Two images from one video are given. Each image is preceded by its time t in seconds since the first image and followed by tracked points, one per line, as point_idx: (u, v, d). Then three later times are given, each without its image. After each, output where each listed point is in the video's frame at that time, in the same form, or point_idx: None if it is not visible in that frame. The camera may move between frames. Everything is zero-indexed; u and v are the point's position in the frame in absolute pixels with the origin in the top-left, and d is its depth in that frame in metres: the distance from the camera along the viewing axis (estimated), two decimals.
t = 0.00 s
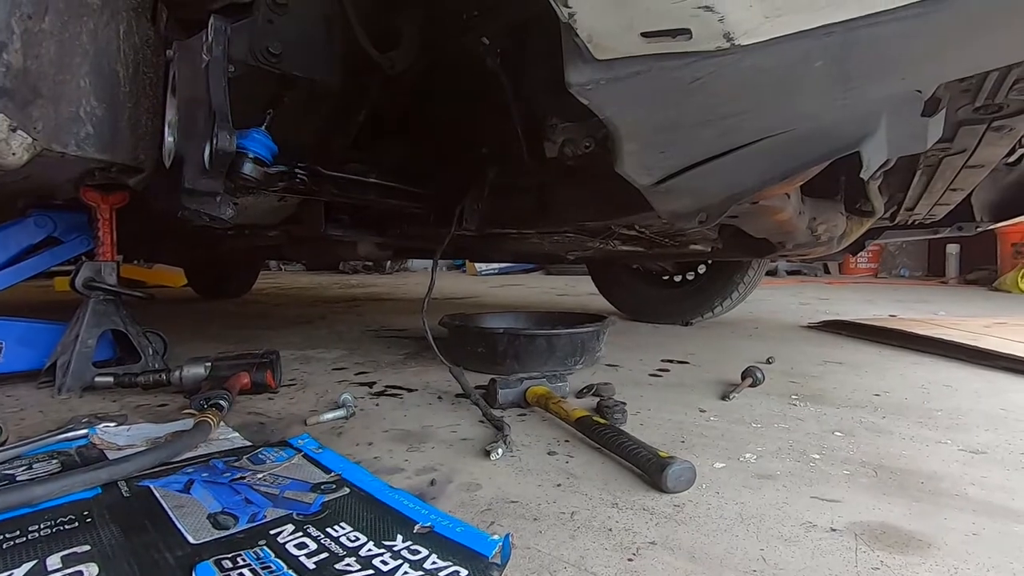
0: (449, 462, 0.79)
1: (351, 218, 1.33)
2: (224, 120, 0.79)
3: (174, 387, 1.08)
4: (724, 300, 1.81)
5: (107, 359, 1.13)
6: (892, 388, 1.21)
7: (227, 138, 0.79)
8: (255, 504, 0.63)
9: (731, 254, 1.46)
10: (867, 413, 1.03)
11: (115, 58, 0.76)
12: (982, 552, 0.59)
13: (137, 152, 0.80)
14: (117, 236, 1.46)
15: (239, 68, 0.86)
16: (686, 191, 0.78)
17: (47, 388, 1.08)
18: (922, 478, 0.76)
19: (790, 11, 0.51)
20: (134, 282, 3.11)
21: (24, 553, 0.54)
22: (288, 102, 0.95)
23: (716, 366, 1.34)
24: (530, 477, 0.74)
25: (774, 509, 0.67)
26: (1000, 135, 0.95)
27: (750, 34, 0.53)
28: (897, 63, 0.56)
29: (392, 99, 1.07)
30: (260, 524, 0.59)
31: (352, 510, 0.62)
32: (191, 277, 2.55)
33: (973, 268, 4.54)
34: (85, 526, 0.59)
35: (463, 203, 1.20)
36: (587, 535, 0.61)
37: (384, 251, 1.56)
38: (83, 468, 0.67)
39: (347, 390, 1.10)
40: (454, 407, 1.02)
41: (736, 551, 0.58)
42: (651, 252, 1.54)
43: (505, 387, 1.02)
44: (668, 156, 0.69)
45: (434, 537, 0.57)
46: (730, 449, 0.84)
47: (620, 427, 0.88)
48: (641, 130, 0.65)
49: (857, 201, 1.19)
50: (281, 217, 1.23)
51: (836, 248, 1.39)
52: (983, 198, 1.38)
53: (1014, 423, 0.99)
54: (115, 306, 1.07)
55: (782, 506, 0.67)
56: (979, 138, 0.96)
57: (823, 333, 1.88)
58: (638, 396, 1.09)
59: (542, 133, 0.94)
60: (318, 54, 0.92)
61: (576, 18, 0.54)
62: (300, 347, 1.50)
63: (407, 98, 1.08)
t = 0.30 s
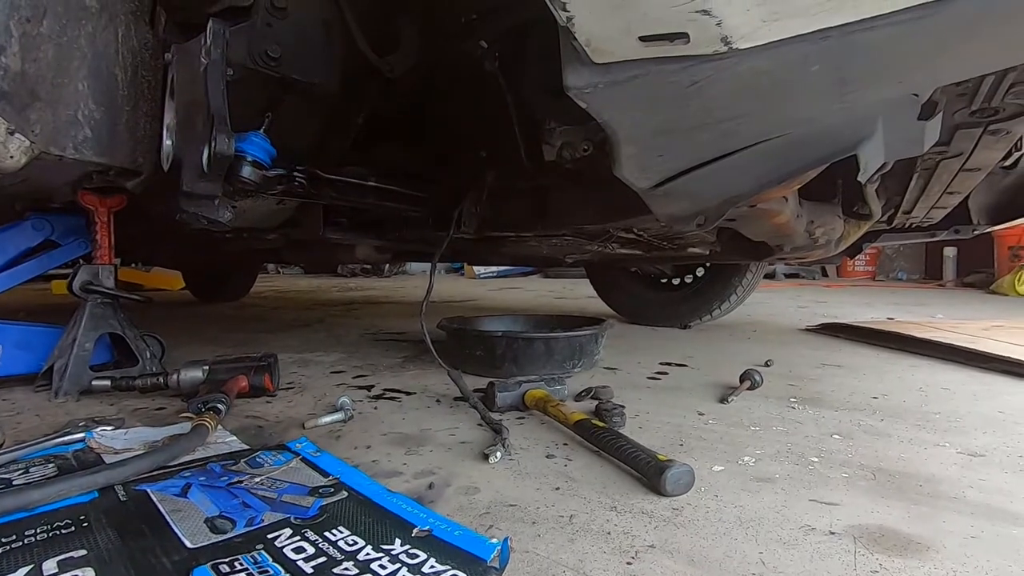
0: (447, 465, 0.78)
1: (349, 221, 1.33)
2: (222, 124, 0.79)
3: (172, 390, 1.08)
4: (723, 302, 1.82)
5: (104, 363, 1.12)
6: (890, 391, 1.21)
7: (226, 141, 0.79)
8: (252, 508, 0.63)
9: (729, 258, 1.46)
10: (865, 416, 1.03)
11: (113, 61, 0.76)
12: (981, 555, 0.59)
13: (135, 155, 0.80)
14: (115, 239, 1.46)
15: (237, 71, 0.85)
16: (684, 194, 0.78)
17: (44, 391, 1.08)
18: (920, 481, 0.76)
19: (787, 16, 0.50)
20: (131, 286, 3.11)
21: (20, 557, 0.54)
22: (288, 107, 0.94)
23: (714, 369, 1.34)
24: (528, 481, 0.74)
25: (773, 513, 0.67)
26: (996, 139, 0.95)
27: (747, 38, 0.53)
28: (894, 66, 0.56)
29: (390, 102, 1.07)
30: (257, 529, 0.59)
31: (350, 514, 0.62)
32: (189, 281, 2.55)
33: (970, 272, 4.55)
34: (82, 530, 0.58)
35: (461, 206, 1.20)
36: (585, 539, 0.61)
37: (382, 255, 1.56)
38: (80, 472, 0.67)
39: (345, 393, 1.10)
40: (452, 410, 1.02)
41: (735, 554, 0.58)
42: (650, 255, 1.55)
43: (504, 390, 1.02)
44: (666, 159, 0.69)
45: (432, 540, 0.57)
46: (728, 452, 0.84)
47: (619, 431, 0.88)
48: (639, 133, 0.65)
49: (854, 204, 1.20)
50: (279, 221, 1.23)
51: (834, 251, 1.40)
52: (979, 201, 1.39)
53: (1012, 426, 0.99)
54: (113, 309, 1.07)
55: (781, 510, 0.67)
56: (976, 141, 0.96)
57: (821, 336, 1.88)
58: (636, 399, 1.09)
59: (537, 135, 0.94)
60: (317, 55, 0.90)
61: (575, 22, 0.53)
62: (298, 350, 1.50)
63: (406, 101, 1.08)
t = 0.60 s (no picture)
0: (446, 468, 0.78)
1: (348, 224, 1.33)
2: (221, 126, 0.79)
3: (170, 393, 1.08)
4: (721, 305, 1.82)
5: (103, 365, 1.12)
6: (888, 393, 1.21)
7: (224, 144, 0.79)
8: (251, 510, 0.63)
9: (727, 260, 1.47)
10: (864, 418, 1.03)
11: (112, 63, 0.75)
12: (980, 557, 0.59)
13: (134, 158, 0.80)
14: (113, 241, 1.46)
15: (236, 74, 0.84)
16: (683, 197, 0.78)
17: (42, 394, 1.08)
18: (919, 483, 0.76)
19: (784, 18, 0.51)
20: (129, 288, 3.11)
21: (18, 560, 0.54)
22: (288, 109, 0.93)
23: (713, 371, 1.35)
24: (528, 483, 0.74)
25: (772, 515, 0.67)
26: (994, 141, 0.95)
27: (746, 41, 0.53)
28: (891, 70, 0.56)
29: (388, 104, 1.07)
30: (256, 532, 0.58)
31: (349, 517, 0.62)
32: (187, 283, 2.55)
33: (969, 274, 4.56)
34: (80, 533, 0.58)
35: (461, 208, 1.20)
36: (585, 541, 0.61)
37: (381, 257, 1.56)
38: (77, 475, 0.67)
39: (344, 396, 1.10)
40: (451, 413, 1.02)
41: (735, 557, 0.58)
42: (648, 257, 1.55)
43: (502, 392, 1.02)
44: (664, 161, 0.69)
45: (431, 543, 0.57)
46: (727, 454, 0.84)
47: (618, 433, 0.88)
48: (638, 135, 0.65)
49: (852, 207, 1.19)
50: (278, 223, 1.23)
51: (832, 253, 1.40)
52: (977, 203, 1.40)
53: (1011, 428, 0.99)
54: (111, 311, 1.07)
55: (780, 512, 0.67)
56: (973, 144, 0.97)
57: (820, 338, 1.88)
58: (635, 402, 1.09)
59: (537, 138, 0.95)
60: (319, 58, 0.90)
61: (573, 26, 0.54)
62: (296, 352, 1.50)
63: (404, 104, 1.08)
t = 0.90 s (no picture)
0: (445, 470, 0.78)
1: (347, 225, 1.33)
2: (220, 127, 0.79)
3: (169, 395, 1.07)
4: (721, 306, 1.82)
5: (101, 367, 1.12)
6: (888, 394, 1.21)
7: (224, 144, 0.79)
8: (249, 512, 0.62)
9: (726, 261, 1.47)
10: (864, 419, 1.03)
11: (112, 65, 0.75)
12: (980, 559, 0.59)
13: (133, 159, 0.80)
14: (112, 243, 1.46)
15: (234, 75, 0.84)
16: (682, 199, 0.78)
17: (40, 396, 1.08)
18: (918, 484, 0.77)
19: (783, 20, 0.52)
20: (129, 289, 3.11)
21: (16, 563, 0.54)
22: (288, 115, 0.91)
23: (712, 372, 1.35)
24: (527, 485, 0.74)
25: (772, 516, 0.67)
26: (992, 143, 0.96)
27: (745, 42, 0.55)
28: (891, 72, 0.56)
29: (387, 105, 1.07)
30: (255, 534, 0.58)
31: (348, 518, 0.62)
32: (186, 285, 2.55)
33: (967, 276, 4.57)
34: (78, 535, 0.58)
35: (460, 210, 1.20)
36: (584, 543, 0.61)
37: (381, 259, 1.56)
38: (75, 477, 0.67)
39: (343, 397, 1.10)
40: (450, 414, 1.02)
41: (735, 558, 0.58)
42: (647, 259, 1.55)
43: (503, 394, 1.02)
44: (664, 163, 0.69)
45: (431, 545, 0.57)
46: (726, 456, 0.84)
47: (618, 434, 0.88)
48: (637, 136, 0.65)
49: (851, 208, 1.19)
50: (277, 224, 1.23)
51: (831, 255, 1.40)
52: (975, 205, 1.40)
53: (1010, 428, 1.00)
54: (110, 313, 1.07)
55: (780, 513, 0.67)
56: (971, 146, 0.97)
57: (819, 339, 1.89)
58: (635, 403, 1.09)
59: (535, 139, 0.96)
60: (320, 62, 0.88)
61: (573, 27, 0.57)
62: (296, 354, 1.50)
63: (403, 105, 1.09)
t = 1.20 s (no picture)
0: (445, 471, 0.78)
1: (346, 227, 1.33)
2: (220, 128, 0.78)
3: (168, 396, 1.07)
4: (720, 307, 1.82)
5: (101, 368, 1.12)
6: (887, 395, 1.21)
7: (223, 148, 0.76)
8: (248, 514, 0.62)
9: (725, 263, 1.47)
10: (864, 420, 1.03)
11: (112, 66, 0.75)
12: (980, 559, 0.59)
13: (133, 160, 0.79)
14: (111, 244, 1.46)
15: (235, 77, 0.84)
16: (683, 200, 0.78)
17: (39, 397, 1.08)
18: (918, 485, 0.77)
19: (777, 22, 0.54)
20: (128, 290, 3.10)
21: (16, 564, 0.54)
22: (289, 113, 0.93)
23: (712, 373, 1.35)
24: (526, 486, 0.74)
25: (771, 517, 0.67)
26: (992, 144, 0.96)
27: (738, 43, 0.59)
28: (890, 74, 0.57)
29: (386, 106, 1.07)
30: (254, 535, 0.58)
31: (347, 519, 0.62)
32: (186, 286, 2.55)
33: (967, 277, 4.58)
34: (78, 536, 0.58)
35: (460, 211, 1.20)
36: (583, 544, 0.60)
37: (380, 260, 1.56)
38: (74, 478, 0.67)
39: (343, 399, 1.10)
40: (450, 415, 1.02)
41: (734, 559, 0.58)
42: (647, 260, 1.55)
43: (502, 395, 1.02)
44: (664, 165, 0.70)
45: (430, 546, 0.57)
46: (726, 456, 0.84)
47: (617, 435, 0.88)
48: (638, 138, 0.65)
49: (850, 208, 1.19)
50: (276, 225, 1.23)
51: (831, 255, 1.40)
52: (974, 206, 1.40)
53: (1009, 429, 1.00)
54: (110, 313, 1.07)
55: (779, 514, 0.67)
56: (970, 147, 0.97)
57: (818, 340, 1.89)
58: (635, 404, 1.09)
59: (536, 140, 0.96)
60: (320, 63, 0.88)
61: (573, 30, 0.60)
62: (295, 355, 1.50)
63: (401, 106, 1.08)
